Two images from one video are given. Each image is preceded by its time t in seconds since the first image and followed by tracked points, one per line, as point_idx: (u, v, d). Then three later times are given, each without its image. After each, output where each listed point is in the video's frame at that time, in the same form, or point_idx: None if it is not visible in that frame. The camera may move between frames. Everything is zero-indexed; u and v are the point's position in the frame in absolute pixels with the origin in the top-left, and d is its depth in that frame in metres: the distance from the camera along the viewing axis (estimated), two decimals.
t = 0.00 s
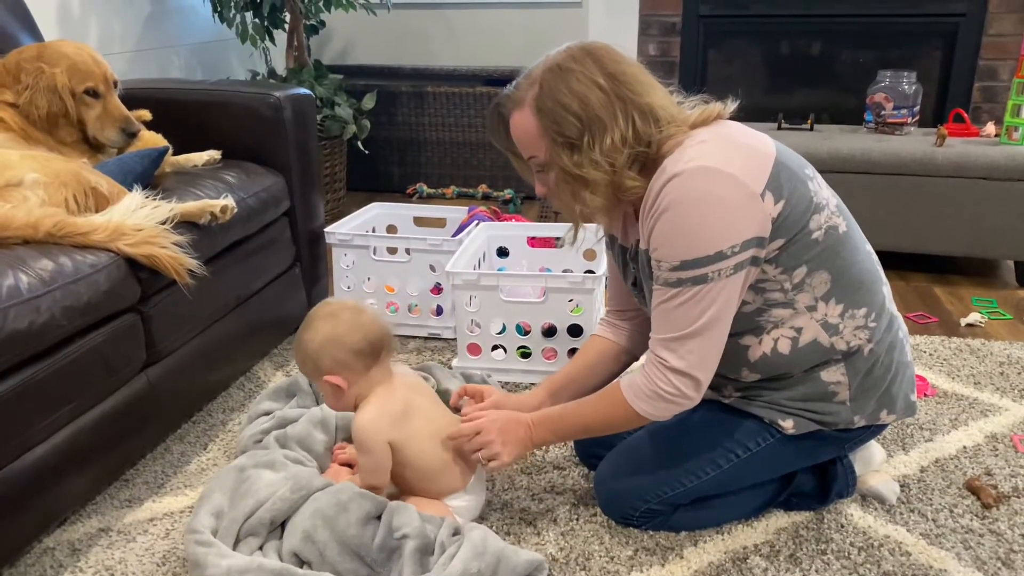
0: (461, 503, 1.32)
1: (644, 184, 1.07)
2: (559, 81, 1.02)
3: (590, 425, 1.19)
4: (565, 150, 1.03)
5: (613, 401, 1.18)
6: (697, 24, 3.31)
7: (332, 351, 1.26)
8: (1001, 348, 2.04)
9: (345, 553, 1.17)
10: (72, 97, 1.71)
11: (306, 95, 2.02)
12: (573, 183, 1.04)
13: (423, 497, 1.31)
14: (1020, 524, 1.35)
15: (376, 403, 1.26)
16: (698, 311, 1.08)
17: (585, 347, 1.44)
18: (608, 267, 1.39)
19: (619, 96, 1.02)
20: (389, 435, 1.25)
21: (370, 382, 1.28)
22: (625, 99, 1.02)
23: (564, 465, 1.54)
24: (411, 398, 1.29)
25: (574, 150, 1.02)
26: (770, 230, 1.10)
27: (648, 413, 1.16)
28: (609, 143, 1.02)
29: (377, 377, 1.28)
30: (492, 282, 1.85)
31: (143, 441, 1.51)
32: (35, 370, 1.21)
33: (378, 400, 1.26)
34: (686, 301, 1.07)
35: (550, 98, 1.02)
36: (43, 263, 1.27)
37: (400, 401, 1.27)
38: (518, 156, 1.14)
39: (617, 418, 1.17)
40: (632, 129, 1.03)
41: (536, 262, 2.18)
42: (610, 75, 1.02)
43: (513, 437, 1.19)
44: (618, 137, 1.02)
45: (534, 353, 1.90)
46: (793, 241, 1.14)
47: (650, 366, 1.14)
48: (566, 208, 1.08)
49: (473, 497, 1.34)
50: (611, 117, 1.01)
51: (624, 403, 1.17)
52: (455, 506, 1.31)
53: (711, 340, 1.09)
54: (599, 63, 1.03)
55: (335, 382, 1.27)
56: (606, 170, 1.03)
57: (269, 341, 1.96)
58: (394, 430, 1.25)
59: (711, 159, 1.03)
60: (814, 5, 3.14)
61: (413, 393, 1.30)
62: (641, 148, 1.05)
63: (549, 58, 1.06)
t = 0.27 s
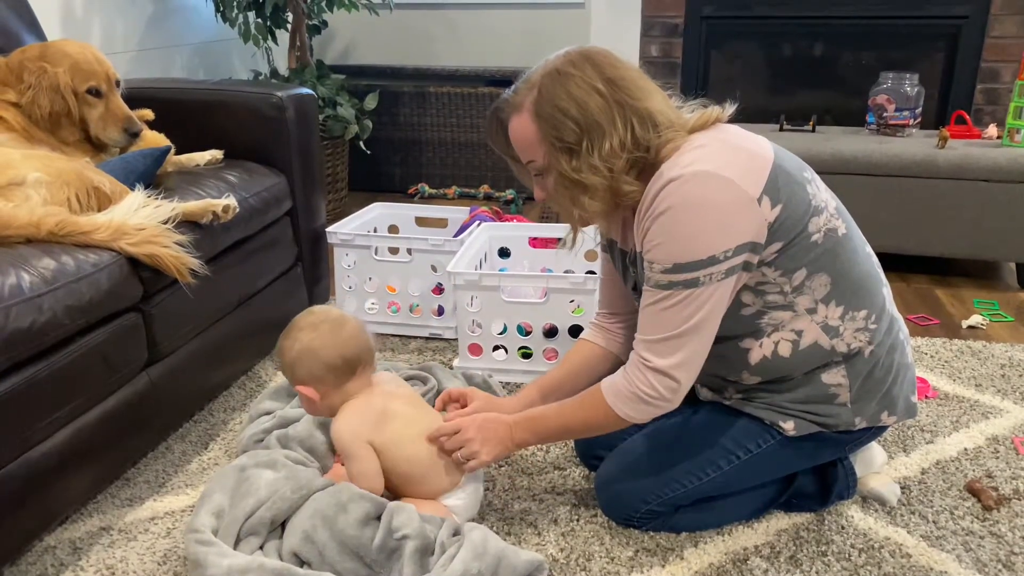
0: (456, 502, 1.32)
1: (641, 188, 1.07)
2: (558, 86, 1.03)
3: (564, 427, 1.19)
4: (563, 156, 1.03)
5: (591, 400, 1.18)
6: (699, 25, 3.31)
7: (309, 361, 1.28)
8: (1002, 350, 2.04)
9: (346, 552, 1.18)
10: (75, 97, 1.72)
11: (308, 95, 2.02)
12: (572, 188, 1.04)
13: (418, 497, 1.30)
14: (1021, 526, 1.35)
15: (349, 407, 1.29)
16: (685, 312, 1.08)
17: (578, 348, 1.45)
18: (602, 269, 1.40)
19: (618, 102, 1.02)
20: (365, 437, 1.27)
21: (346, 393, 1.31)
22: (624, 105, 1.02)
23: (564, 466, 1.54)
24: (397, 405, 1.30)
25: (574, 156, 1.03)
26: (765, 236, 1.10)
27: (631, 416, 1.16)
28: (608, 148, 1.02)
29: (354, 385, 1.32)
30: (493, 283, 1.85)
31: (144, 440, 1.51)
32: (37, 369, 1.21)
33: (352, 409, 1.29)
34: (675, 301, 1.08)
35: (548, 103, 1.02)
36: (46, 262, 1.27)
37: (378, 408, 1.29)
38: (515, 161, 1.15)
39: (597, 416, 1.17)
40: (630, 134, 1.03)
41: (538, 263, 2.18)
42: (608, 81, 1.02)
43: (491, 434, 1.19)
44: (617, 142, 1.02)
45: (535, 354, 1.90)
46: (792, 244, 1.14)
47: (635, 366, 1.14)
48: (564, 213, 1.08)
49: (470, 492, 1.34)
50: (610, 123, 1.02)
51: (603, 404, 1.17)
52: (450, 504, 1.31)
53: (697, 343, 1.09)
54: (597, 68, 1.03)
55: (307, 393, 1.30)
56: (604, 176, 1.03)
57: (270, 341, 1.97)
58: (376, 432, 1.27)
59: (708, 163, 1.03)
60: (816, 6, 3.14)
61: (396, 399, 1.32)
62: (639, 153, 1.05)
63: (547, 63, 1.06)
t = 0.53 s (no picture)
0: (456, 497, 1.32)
1: (638, 193, 1.07)
2: (554, 93, 1.03)
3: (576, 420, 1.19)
4: (560, 162, 1.03)
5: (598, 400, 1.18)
6: (703, 26, 3.31)
7: (301, 367, 1.29)
8: (1005, 352, 2.04)
9: (346, 551, 1.18)
10: (79, 95, 1.72)
11: (312, 94, 2.03)
12: (568, 195, 1.04)
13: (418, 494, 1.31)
14: (1022, 529, 1.35)
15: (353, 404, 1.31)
16: (693, 317, 1.08)
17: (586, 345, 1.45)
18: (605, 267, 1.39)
19: (614, 108, 1.02)
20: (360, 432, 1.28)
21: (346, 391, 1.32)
22: (620, 111, 1.02)
23: (565, 466, 1.54)
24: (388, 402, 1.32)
25: (569, 162, 1.03)
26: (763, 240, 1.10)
27: (643, 419, 1.15)
28: (604, 155, 1.02)
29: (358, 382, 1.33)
30: (495, 283, 1.85)
31: (146, 438, 1.51)
32: (40, 367, 1.21)
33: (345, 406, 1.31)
34: (681, 307, 1.07)
35: (545, 110, 1.02)
36: (49, 260, 1.27)
37: (376, 407, 1.30)
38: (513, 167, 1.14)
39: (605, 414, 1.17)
40: (627, 140, 1.03)
41: (540, 263, 2.19)
42: (605, 87, 1.03)
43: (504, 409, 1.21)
44: (613, 149, 1.02)
45: (537, 354, 1.90)
46: (791, 247, 1.14)
47: (643, 374, 1.14)
48: (561, 219, 1.08)
49: (469, 487, 1.33)
50: (606, 129, 1.02)
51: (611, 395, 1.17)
52: (450, 500, 1.31)
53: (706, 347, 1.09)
54: (593, 75, 1.03)
55: (301, 397, 1.31)
56: (600, 182, 1.03)
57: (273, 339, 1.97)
58: (370, 427, 1.29)
59: (703, 167, 1.03)
60: (820, 7, 3.14)
61: (387, 395, 1.33)
62: (636, 159, 1.05)
63: (544, 70, 1.06)
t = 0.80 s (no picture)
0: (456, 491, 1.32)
1: (642, 196, 1.07)
2: (556, 95, 1.02)
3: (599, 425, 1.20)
4: (562, 165, 1.03)
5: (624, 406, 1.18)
6: (707, 26, 3.30)
7: (304, 367, 1.31)
8: (1008, 354, 2.03)
9: (347, 549, 1.18)
10: (83, 93, 1.72)
11: (315, 92, 2.03)
12: (570, 198, 1.04)
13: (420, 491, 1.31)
14: None
15: (361, 402, 1.31)
16: (711, 320, 1.07)
17: (600, 344, 1.46)
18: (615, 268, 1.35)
19: (616, 110, 1.02)
20: (365, 427, 1.28)
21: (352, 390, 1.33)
22: (622, 113, 1.02)
23: (567, 466, 1.54)
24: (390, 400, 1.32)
25: (571, 165, 1.03)
26: (769, 240, 1.11)
27: (671, 425, 1.16)
28: (606, 158, 1.02)
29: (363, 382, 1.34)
30: (498, 282, 1.85)
31: (148, 436, 1.51)
32: (41, 364, 1.21)
33: (351, 402, 1.31)
34: (696, 311, 1.07)
35: (546, 113, 1.02)
36: (51, 256, 1.27)
37: (381, 404, 1.31)
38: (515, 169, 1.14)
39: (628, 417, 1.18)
40: (629, 143, 1.03)
41: (542, 262, 2.19)
42: (607, 89, 1.02)
43: (536, 419, 1.21)
44: (616, 152, 1.02)
45: (539, 353, 1.90)
46: (795, 250, 1.13)
47: (665, 382, 1.14)
48: (563, 222, 1.08)
49: (469, 485, 1.34)
50: (608, 132, 1.02)
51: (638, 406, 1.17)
52: (451, 494, 1.32)
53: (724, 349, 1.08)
54: (595, 77, 1.03)
55: (304, 396, 1.32)
56: (603, 185, 1.03)
57: (275, 337, 1.97)
58: (370, 421, 1.29)
59: (707, 169, 1.03)
60: (825, 7, 3.13)
61: (388, 394, 1.33)
62: (639, 162, 1.05)
63: (546, 71, 1.06)
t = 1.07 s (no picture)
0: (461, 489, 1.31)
1: (650, 193, 1.07)
2: (568, 90, 1.02)
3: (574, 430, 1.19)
4: (572, 160, 1.02)
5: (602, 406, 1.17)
6: (716, 24, 3.29)
7: (296, 381, 1.30)
8: (1017, 355, 2.02)
9: (352, 546, 1.17)
10: (92, 88, 1.71)
11: (323, 88, 2.02)
12: (579, 194, 1.04)
13: (427, 489, 1.31)
14: None
15: (354, 409, 1.31)
16: (699, 317, 1.06)
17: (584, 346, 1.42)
18: (612, 267, 1.38)
19: (628, 107, 1.01)
20: (359, 431, 1.29)
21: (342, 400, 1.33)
22: (634, 109, 1.02)
23: (574, 464, 1.53)
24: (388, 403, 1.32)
25: (582, 161, 1.02)
26: (776, 240, 1.09)
27: (647, 423, 1.15)
28: (616, 155, 1.01)
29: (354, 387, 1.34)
30: (505, 280, 1.85)
31: (154, 432, 1.51)
32: (49, 359, 1.21)
33: (353, 408, 1.31)
34: (685, 306, 1.06)
35: (557, 108, 1.02)
36: (60, 251, 1.27)
37: (377, 408, 1.31)
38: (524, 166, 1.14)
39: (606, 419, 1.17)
40: (641, 139, 1.03)
41: (549, 261, 2.18)
42: (619, 85, 1.02)
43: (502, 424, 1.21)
44: (627, 148, 1.02)
45: (545, 352, 1.89)
46: (805, 248, 1.13)
47: (645, 372, 1.13)
48: (572, 218, 1.08)
49: (475, 482, 1.32)
50: (619, 128, 1.01)
51: (613, 406, 1.16)
52: (458, 492, 1.31)
53: (709, 349, 1.08)
54: (607, 73, 1.02)
55: (300, 411, 1.32)
56: (613, 182, 1.02)
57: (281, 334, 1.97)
58: (364, 423, 1.30)
59: (717, 168, 1.03)
60: (833, 6, 3.12)
61: (387, 395, 1.34)
62: (650, 159, 1.04)
63: (557, 67, 1.06)
